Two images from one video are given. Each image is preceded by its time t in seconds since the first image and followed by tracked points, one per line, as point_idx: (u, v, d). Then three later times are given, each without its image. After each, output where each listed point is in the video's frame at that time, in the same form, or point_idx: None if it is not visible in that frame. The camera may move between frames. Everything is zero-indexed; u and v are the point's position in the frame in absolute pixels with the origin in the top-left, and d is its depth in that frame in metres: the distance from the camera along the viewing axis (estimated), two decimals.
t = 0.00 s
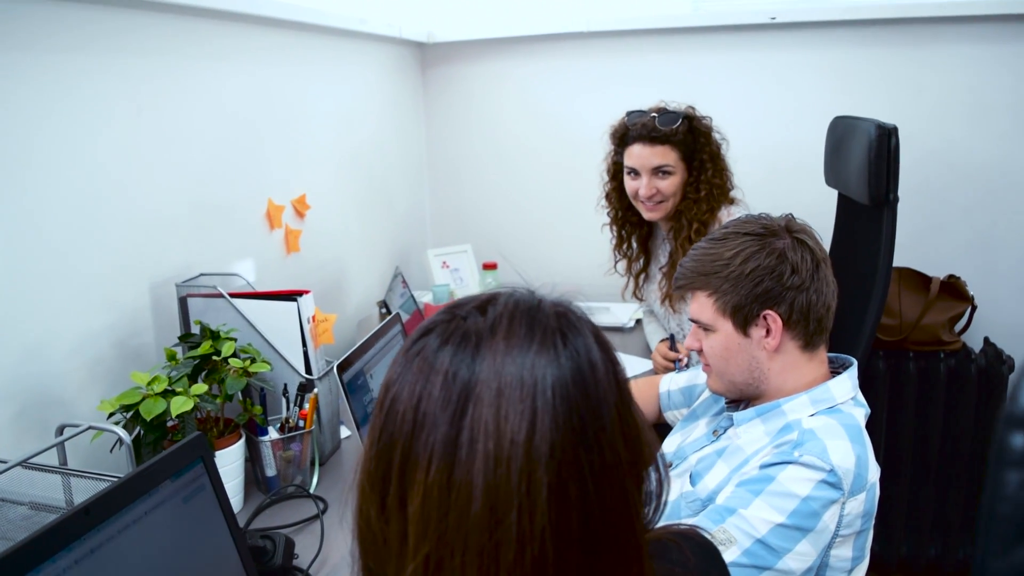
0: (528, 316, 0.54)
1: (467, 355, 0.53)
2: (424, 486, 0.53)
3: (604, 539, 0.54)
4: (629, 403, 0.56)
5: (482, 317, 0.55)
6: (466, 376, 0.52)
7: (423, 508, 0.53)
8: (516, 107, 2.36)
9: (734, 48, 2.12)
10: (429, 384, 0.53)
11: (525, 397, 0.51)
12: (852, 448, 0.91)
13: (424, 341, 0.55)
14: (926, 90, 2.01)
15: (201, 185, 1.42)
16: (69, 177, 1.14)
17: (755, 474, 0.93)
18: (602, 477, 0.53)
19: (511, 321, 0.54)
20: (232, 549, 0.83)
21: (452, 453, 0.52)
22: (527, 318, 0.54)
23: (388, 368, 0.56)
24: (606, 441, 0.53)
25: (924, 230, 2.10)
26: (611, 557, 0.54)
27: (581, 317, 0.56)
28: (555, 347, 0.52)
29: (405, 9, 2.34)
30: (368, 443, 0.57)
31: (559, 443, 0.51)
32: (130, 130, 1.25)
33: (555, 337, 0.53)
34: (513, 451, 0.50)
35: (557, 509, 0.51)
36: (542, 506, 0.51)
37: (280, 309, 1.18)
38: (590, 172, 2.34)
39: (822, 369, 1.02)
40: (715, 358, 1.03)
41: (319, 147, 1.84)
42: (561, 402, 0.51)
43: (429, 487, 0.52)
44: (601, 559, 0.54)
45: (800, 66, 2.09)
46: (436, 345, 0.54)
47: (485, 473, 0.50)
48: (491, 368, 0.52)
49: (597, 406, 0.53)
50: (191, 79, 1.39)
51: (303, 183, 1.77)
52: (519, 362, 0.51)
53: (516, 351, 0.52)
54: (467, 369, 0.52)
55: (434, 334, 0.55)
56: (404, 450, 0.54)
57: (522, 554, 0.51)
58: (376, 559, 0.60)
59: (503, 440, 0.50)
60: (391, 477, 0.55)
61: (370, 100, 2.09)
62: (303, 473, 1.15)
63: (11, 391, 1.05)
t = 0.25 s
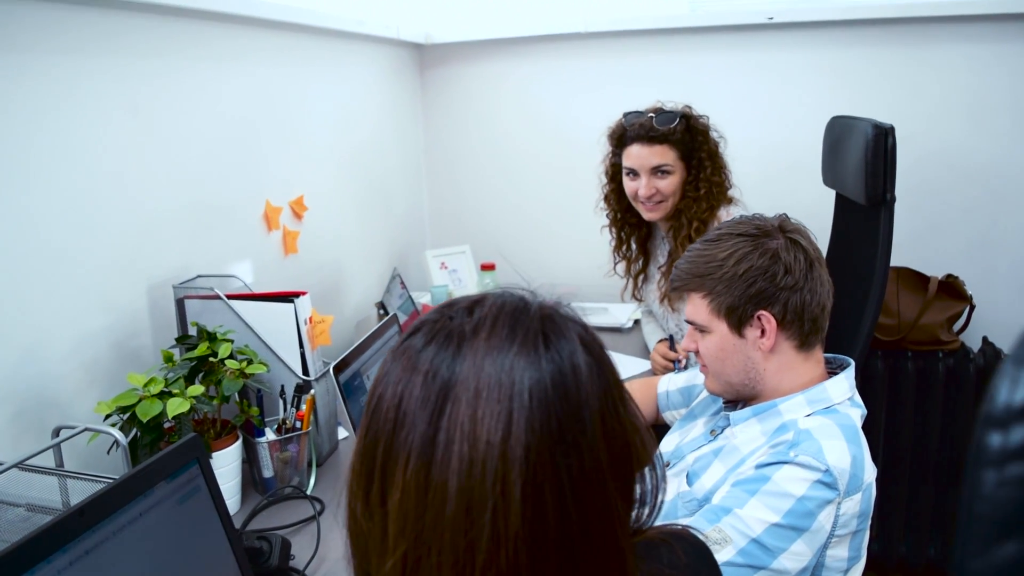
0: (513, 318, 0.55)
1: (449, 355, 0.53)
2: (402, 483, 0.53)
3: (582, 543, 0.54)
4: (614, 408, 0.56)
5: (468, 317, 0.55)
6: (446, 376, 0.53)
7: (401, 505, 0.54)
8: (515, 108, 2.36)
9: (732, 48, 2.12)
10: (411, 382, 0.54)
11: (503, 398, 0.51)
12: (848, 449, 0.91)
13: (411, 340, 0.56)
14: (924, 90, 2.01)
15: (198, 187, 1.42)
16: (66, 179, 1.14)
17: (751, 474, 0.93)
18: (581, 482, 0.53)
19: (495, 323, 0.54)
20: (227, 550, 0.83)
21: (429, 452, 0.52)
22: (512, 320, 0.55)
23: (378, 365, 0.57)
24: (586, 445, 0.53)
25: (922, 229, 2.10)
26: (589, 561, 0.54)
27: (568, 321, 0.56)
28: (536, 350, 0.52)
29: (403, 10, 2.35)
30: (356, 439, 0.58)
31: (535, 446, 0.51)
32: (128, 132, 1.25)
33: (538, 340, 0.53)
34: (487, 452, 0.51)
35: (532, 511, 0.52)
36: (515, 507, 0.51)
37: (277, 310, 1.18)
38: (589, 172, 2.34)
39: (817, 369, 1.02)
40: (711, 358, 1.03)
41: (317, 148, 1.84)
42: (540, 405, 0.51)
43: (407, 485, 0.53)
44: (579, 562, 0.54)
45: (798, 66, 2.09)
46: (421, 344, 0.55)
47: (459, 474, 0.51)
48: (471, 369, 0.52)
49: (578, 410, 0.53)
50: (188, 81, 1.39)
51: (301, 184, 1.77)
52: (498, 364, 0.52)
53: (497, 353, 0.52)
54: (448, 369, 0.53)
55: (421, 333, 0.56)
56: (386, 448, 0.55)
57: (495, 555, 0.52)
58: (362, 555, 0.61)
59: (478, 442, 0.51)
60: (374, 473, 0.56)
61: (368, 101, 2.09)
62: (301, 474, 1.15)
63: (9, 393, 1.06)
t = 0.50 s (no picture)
0: (510, 311, 0.55)
1: (450, 352, 0.53)
2: (411, 482, 0.53)
3: (592, 531, 0.54)
4: (613, 396, 0.56)
5: (464, 313, 0.55)
6: (451, 373, 0.52)
7: (411, 504, 0.53)
8: (513, 107, 2.36)
9: (730, 46, 2.12)
10: (413, 382, 0.53)
11: (509, 391, 0.51)
12: (845, 446, 0.91)
13: (408, 340, 0.55)
14: (923, 87, 2.01)
15: (196, 188, 1.42)
16: (64, 180, 1.14)
17: (747, 471, 0.93)
18: (589, 471, 0.53)
19: (493, 317, 0.54)
20: (224, 550, 0.83)
21: (439, 449, 0.52)
22: (509, 313, 0.54)
23: (372, 368, 0.56)
24: (592, 433, 0.53)
25: (922, 226, 2.10)
26: (598, 549, 0.55)
27: (563, 312, 0.56)
28: (538, 342, 0.53)
29: (401, 10, 2.35)
30: (355, 443, 0.57)
31: (545, 436, 0.51)
32: (125, 133, 1.25)
33: (538, 332, 0.53)
34: (500, 446, 0.51)
35: (545, 502, 0.52)
36: (529, 499, 0.51)
37: (274, 310, 1.18)
38: (587, 171, 2.34)
39: (814, 366, 1.02)
40: (706, 357, 1.04)
41: (315, 149, 1.84)
42: (546, 395, 0.51)
43: (417, 484, 0.53)
44: (590, 551, 0.54)
45: (796, 63, 2.09)
46: (419, 343, 0.54)
47: (473, 469, 0.51)
48: (475, 364, 0.52)
49: (582, 399, 0.53)
50: (186, 82, 1.39)
51: (300, 185, 1.77)
52: (502, 357, 0.52)
53: (499, 347, 0.52)
54: (452, 365, 0.52)
55: (417, 332, 0.55)
56: (391, 448, 0.54)
57: (511, 549, 0.52)
58: (366, 559, 0.60)
59: (490, 435, 0.51)
60: (379, 475, 0.55)
61: (366, 101, 2.09)
62: (299, 474, 1.15)
63: (8, 393, 1.06)
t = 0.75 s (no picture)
0: (492, 314, 0.55)
1: (428, 354, 0.53)
2: (388, 482, 0.53)
3: (569, 534, 0.54)
4: (594, 401, 0.56)
5: (447, 315, 0.55)
6: (428, 375, 0.52)
7: (387, 504, 0.54)
8: (511, 107, 2.36)
9: (728, 46, 2.12)
10: (391, 382, 0.53)
11: (484, 394, 0.51)
12: (840, 446, 0.91)
13: (389, 342, 0.55)
14: (920, 85, 2.01)
15: (193, 189, 1.43)
16: (60, 182, 1.14)
17: (743, 471, 0.93)
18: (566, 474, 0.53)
19: (473, 320, 0.54)
20: (218, 552, 0.83)
21: (414, 450, 0.52)
22: (490, 316, 0.54)
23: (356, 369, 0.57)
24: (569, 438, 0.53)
25: (920, 225, 2.10)
26: (575, 553, 0.54)
27: (546, 316, 0.56)
28: (516, 346, 0.52)
29: (399, 11, 2.35)
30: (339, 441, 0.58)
31: (519, 440, 0.51)
32: (122, 136, 1.26)
33: (516, 336, 0.53)
34: (473, 448, 0.50)
35: (518, 506, 0.52)
36: (502, 502, 0.51)
37: (270, 312, 1.18)
38: (586, 171, 2.34)
39: (809, 365, 1.02)
40: (701, 355, 1.04)
41: (313, 150, 1.84)
42: (522, 399, 0.51)
43: (393, 484, 0.53)
44: (566, 554, 0.54)
45: (794, 62, 2.08)
46: (399, 345, 0.54)
47: (445, 471, 0.51)
48: (451, 366, 0.52)
49: (559, 403, 0.53)
50: (183, 85, 1.39)
51: (297, 186, 1.77)
52: (479, 360, 0.52)
53: (477, 350, 0.52)
54: (429, 367, 0.52)
55: (399, 334, 0.55)
56: (370, 448, 0.54)
57: (484, 552, 0.51)
58: (349, 555, 0.60)
59: (463, 438, 0.51)
60: (358, 474, 0.56)
61: (364, 103, 2.09)
62: (296, 475, 1.15)
63: (4, 396, 1.06)
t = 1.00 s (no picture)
0: (472, 308, 0.55)
1: (408, 349, 0.53)
2: (372, 473, 0.53)
3: (555, 523, 0.54)
4: (578, 390, 0.55)
5: (428, 310, 0.55)
6: (408, 370, 0.52)
7: (371, 496, 0.53)
8: (501, 107, 2.36)
9: (717, 46, 2.13)
10: (372, 378, 0.53)
11: (464, 388, 0.51)
12: (828, 444, 0.91)
13: (371, 337, 0.56)
14: (907, 86, 2.02)
15: (181, 189, 1.42)
16: (46, 180, 1.13)
17: (731, 468, 0.93)
18: (549, 462, 0.53)
19: (452, 314, 0.54)
20: (206, 553, 0.83)
21: (396, 441, 0.52)
22: (470, 311, 0.54)
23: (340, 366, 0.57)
24: (551, 426, 0.53)
25: (908, 226, 2.11)
26: (562, 545, 0.54)
27: (528, 310, 0.56)
28: (494, 335, 0.52)
29: (389, 11, 2.34)
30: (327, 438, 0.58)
31: (499, 428, 0.51)
32: (109, 135, 1.25)
33: (495, 326, 0.53)
34: (453, 440, 0.50)
35: (501, 494, 0.51)
36: (482, 497, 0.51)
37: (259, 312, 1.18)
38: (576, 171, 2.34)
39: (799, 363, 1.02)
40: (691, 354, 1.04)
41: (302, 150, 1.84)
42: (500, 387, 0.51)
43: (376, 479, 0.53)
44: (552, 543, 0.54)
45: (783, 63, 2.09)
46: (380, 341, 0.55)
47: (426, 463, 0.51)
48: (431, 361, 0.52)
49: (540, 392, 0.52)
50: (171, 83, 1.38)
51: (286, 186, 1.77)
52: (458, 354, 0.52)
53: (455, 340, 0.52)
54: (408, 360, 0.53)
55: (380, 331, 0.56)
56: (354, 442, 0.54)
57: (466, 546, 0.51)
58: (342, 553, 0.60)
59: (443, 426, 0.51)
60: (344, 470, 0.56)
61: (353, 102, 2.08)
62: (284, 476, 1.15)
63: None
